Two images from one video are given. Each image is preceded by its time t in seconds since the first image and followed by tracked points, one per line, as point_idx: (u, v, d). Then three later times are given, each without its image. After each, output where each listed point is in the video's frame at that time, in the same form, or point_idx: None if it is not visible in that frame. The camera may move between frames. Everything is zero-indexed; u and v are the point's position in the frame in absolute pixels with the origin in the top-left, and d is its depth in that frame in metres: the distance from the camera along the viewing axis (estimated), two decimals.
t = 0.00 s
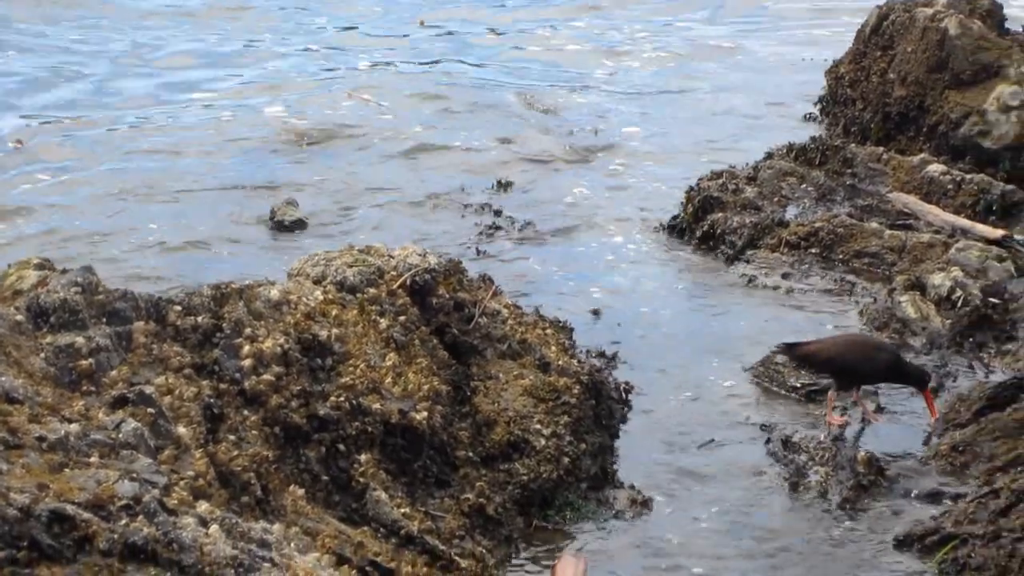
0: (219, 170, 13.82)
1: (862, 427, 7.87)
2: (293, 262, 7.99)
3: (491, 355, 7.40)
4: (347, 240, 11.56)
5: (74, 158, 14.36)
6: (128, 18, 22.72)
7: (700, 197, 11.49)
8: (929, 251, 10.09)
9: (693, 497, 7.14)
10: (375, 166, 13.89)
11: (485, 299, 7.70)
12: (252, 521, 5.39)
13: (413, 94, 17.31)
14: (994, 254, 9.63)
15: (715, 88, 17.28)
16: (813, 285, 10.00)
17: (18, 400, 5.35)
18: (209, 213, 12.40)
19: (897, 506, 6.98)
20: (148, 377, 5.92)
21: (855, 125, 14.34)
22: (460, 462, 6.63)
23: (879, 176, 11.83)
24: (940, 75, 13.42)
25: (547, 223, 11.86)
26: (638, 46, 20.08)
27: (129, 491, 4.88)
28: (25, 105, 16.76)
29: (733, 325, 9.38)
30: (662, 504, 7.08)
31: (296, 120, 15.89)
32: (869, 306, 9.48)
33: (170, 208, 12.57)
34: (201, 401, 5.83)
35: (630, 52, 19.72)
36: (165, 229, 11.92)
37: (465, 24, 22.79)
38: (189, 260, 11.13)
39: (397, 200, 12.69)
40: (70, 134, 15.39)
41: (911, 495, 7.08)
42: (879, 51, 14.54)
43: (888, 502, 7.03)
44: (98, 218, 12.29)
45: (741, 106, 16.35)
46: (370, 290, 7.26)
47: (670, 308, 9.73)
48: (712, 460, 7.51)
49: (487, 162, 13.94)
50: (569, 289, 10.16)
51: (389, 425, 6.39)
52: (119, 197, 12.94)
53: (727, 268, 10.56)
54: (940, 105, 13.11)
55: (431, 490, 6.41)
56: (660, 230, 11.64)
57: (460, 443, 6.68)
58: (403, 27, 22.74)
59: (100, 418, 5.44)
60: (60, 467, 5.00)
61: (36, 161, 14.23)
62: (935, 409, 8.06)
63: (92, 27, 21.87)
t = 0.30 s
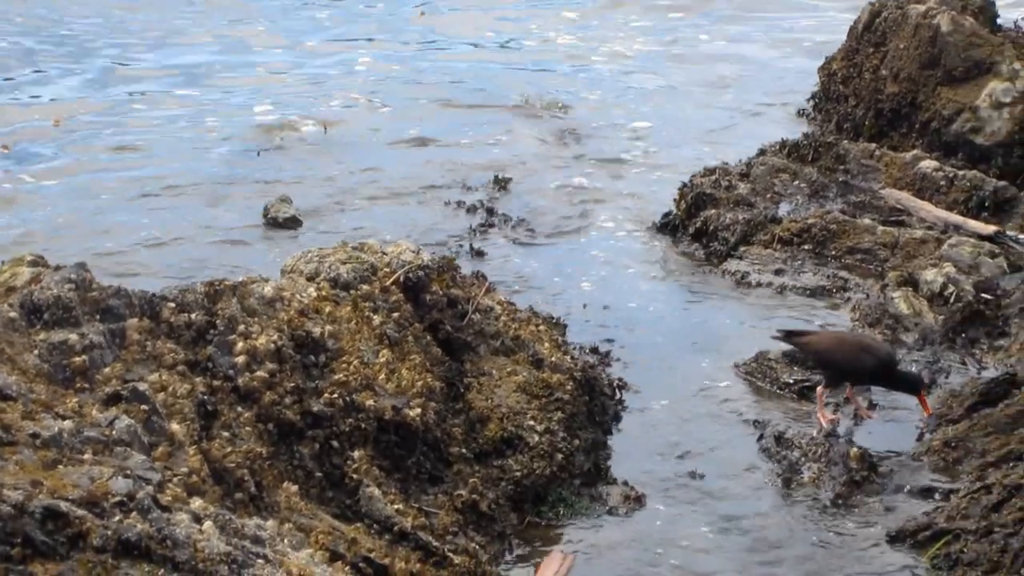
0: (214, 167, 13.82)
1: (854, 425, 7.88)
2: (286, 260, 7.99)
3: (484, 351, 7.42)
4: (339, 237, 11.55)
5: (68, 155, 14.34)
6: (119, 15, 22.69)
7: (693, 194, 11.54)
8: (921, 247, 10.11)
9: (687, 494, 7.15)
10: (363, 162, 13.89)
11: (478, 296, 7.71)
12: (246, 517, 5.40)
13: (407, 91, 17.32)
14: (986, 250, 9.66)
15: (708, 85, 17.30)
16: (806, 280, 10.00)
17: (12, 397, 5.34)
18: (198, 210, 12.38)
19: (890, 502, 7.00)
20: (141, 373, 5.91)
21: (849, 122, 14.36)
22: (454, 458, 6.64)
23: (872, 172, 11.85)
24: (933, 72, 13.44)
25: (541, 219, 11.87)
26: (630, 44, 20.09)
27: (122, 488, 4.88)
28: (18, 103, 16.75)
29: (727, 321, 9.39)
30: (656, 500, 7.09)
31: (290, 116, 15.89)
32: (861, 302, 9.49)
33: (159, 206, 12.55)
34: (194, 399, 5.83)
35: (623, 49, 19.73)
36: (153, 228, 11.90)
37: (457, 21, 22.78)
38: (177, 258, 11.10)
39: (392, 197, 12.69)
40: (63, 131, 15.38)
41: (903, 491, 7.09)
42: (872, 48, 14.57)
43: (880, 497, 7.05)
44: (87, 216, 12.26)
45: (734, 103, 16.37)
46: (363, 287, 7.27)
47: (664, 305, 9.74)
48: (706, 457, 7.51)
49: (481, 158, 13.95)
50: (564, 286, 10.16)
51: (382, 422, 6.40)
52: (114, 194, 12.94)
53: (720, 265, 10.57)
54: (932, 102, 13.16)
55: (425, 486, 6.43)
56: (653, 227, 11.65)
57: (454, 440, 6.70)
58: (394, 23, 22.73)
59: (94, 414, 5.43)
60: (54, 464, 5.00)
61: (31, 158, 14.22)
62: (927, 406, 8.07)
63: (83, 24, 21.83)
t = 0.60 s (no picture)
0: (206, 159, 13.80)
1: (848, 415, 7.88)
2: (277, 251, 7.98)
3: (477, 343, 7.42)
4: (330, 229, 11.53)
5: (59, 147, 14.32)
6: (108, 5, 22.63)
7: (686, 185, 11.56)
8: (914, 238, 10.12)
9: (681, 484, 7.15)
10: (354, 155, 13.86)
11: (471, 287, 7.71)
12: (239, 508, 5.38)
13: (398, 83, 17.30)
14: (979, 240, 9.69)
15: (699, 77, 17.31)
16: (799, 271, 10.00)
17: (4, 389, 5.32)
18: (186, 203, 12.35)
19: (883, 492, 7.00)
20: (134, 365, 5.90)
21: (841, 114, 14.38)
22: (447, 449, 6.64)
23: (865, 164, 11.86)
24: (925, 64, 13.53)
25: (534, 211, 11.87)
26: (620, 35, 20.08)
27: (116, 478, 4.87)
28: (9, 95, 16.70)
29: (720, 313, 9.39)
30: (650, 491, 7.09)
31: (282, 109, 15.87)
32: (854, 292, 9.49)
33: (147, 199, 12.52)
34: (187, 389, 5.82)
35: (615, 42, 19.72)
36: (140, 221, 11.87)
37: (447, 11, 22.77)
38: (164, 251, 11.07)
39: (384, 189, 12.69)
40: (55, 123, 15.35)
41: (896, 481, 7.10)
42: (864, 39, 14.59)
43: (873, 487, 7.05)
44: (74, 208, 12.22)
45: (727, 95, 16.38)
46: (356, 278, 7.27)
47: (656, 296, 9.74)
48: (699, 447, 7.51)
49: (473, 151, 13.94)
50: (556, 277, 10.15)
51: (375, 412, 6.40)
52: (105, 186, 12.92)
53: (713, 257, 10.57)
54: (924, 94, 13.24)
55: (418, 476, 6.43)
56: (646, 220, 11.65)
57: (446, 430, 6.70)
58: (384, 13, 22.70)
59: (87, 405, 5.41)
60: (46, 454, 4.98)
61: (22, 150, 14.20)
62: (921, 395, 8.07)
63: (72, 15, 21.77)
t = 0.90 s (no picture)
0: (198, 146, 13.79)
1: (841, 401, 7.88)
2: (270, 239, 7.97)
3: (470, 330, 7.41)
4: (322, 216, 11.52)
5: (52, 133, 14.30)
6: None
7: (678, 171, 11.58)
8: (908, 224, 10.12)
9: (674, 471, 7.14)
10: (339, 141, 13.85)
11: (464, 274, 7.70)
12: (233, 496, 5.36)
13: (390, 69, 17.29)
14: (972, 225, 9.71)
15: (691, 62, 17.30)
16: (792, 258, 9.99)
17: None
18: (167, 191, 12.33)
19: (877, 478, 6.99)
20: (127, 353, 5.88)
21: (834, 99, 14.37)
22: (441, 436, 6.63)
23: (858, 149, 11.86)
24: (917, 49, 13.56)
25: (527, 197, 11.86)
26: (612, 22, 20.07)
27: (109, 467, 4.85)
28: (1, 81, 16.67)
29: (714, 300, 9.38)
30: (643, 478, 7.08)
31: (275, 96, 15.85)
32: (848, 278, 9.48)
33: (129, 186, 12.49)
34: (180, 377, 5.81)
35: (608, 28, 19.70)
36: (120, 208, 11.84)
37: None
38: (145, 239, 11.05)
39: (377, 175, 12.67)
40: (47, 109, 15.33)
41: (890, 468, 7.09)
42: (857, 24, 14.60)
43: (867, 474, 7.05)
44: (55, 196, 12.21)
45: (719, 80, 16.37)
46: (349, 265, 7.26)
47: (650, 284, 9.73)
48: (692, 435, 7.51)
49: (466, 137, 13.93)
50: (549, 264, 10.15)
51: (369, 400, 6.39)
52: (97, 173, 12.91)
53: (706, 243, 10.56)
54: (917, 78, 13.26)
55: (411, 464, 6.42)
56: (639, 207, 11.64)
57: (440, 418, 6.69)
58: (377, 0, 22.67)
59: (80, 393, 5.39)
60: (39, 443, 4.97)
61: (14, 136, 14.18)
62: (915, 382, 8.06)
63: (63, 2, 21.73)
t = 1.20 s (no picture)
0: (190, 139, 13.78)
1: (831, 391, 7.88)
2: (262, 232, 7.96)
3: (463, 323, 7.40)
4: (315, 210, 11.51)
5: (44, 127, 14.28)
6: None
7: (671, 163, 11.57)
8: (901, 216, 10.11)
9: (671, 464, 7.13)
10: (328, 135, 13.81)
11: (457, 267, 7.69)
12: (226, 490, 5.34)
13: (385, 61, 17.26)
14: (964, 217, 9.72)
15: (683, 54, 17.29)
16: (785, 249, 9.97)
17: None
18: (151, 185, 12.29)
19: (870, 470, 6.99)
20: (119, 347, 5.86)
21: (826, 90, 14.37)
22: (434, 429, 6.62)
23: (851, 141, 11.85)
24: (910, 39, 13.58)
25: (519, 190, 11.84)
26: (603, 15, 20.06)
27: (101, 461, 4.84)
28: None
29: (707, 293, 9.37)
30: (637, 470, 7.08)
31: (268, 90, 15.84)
32: (841, 269, 9.47)
33: (113, 181, 12.45)
34: (172, 371, 5.79)
35: (600, 20, 19.68)
36: (102, 203, 11.80)
37: None
38: (125, 233, 11.01)
39: (370, 168, 12.66)
40: (40, 103, 15.31)
41: (883, 460, 7.08)
42: (849, 15, 14.60)
43: (860, 466, 7.04)
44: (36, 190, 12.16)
45: (712, 73, 16.36)
46: (340, 258, 7.25)
47: (643, 276, 9.73)
48: (686, 427, 7.50)
49: (459, 130, 13.92)
50: (542, 258, 10.13)
51: (362, 393, 6.38)
52: (90, 166, 12.90)
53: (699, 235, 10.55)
54: (910, 69, 13.26)
55: (405, 457, 6.40)
56: (632, 199, 11.62)
57: (434, 411, 6.68)
58: None
59: (72, 387, 5.37)
60: (31, 437, 4.95)
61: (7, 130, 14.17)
62: (908, 373, 8.06)
63: None
